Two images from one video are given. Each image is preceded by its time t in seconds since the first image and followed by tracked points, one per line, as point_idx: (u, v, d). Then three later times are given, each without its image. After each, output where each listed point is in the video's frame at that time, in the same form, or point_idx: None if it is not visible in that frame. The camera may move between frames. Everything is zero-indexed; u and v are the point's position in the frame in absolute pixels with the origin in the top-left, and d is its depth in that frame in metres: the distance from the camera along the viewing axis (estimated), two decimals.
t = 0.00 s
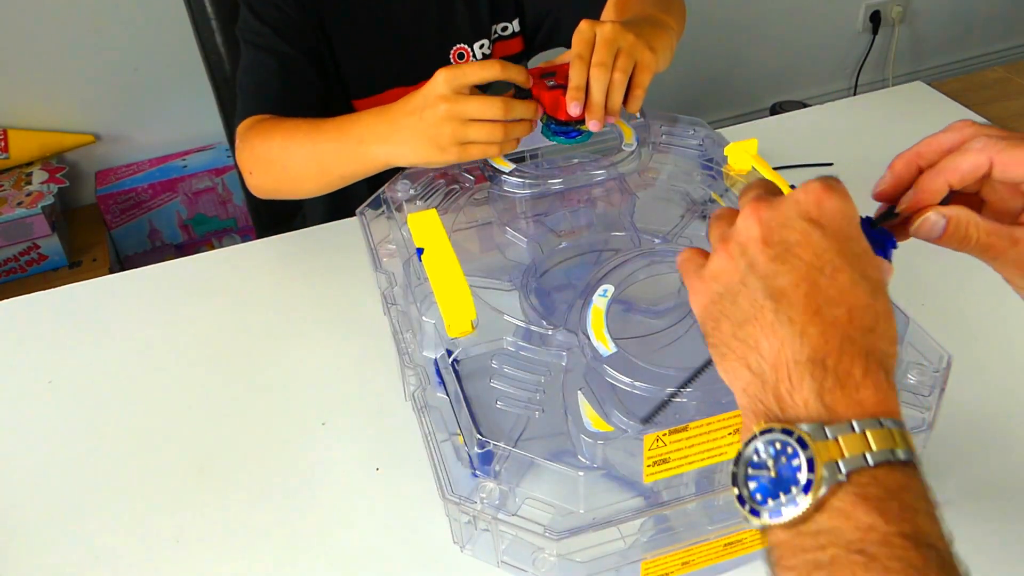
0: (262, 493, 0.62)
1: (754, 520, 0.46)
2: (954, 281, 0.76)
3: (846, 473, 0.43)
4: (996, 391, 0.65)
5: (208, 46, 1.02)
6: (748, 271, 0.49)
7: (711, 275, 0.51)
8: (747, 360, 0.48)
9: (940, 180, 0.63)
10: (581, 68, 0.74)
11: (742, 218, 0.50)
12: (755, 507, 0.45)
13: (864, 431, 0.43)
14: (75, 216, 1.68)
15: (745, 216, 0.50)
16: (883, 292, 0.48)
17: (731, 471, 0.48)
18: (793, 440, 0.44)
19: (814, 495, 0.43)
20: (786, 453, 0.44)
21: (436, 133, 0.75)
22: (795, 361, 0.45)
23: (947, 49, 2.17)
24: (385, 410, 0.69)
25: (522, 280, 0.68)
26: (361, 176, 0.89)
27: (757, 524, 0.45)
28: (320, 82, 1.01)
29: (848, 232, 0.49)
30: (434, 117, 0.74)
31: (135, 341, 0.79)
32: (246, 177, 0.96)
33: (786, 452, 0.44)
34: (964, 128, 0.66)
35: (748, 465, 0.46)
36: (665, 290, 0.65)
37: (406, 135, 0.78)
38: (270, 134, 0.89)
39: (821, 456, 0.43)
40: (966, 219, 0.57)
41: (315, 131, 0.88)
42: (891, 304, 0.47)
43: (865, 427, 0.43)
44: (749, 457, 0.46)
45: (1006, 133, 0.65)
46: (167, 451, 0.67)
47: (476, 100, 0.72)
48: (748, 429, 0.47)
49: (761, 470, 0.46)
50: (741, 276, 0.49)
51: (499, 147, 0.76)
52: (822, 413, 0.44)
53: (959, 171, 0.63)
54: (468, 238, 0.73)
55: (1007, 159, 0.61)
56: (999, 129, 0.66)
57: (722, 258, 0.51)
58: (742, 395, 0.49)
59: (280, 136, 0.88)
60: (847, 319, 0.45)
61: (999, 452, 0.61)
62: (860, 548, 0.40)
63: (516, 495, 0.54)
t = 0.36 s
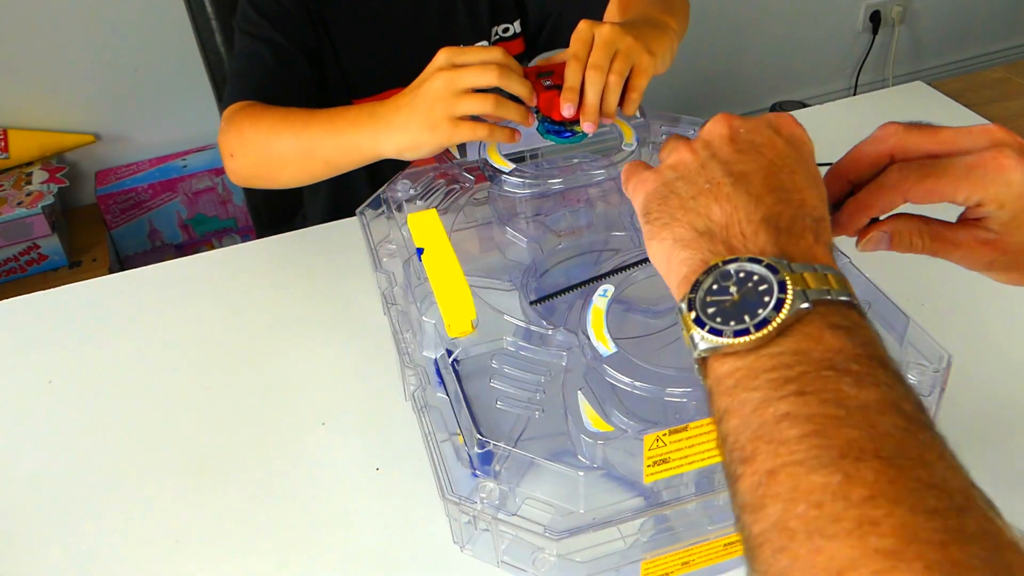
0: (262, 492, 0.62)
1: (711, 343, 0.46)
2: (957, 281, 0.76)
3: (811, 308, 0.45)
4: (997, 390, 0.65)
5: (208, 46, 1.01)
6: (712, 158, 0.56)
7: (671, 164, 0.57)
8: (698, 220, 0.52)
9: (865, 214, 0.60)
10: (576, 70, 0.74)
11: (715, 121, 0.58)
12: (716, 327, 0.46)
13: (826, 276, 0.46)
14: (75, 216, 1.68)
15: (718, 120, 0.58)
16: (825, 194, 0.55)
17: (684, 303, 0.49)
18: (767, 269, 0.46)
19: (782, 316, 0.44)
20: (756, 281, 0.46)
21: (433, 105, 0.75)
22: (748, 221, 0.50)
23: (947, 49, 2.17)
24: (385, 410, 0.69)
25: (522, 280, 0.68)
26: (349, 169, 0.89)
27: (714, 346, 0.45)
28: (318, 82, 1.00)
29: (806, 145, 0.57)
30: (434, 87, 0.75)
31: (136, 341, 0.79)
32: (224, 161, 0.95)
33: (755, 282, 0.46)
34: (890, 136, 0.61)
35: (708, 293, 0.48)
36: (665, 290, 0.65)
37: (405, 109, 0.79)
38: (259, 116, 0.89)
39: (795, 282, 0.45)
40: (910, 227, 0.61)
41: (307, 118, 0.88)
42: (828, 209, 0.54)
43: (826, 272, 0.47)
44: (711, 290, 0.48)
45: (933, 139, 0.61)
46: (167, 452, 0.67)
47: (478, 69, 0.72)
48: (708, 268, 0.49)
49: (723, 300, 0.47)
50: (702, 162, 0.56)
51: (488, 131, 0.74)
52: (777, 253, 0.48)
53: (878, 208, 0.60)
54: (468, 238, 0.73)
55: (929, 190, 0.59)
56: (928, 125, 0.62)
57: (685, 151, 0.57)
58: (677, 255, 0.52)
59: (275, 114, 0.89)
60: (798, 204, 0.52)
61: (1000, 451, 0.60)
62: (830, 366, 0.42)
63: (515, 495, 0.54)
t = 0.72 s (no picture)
0: (264, 491, 0.62)
1: (717, 304, 0.46)
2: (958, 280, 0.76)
3: (816, 277, 0.45)
4: (998, 389, 0.65)
5: (208, 47, 1.01)
6: (716, 138, 0.56)
7: (677, 142, 0.58)
8: (700, 196, 0.53)
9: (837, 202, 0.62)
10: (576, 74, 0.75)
11: (721, 104, 0.59)
12: (726, 287, 0.46)
13: (829, 252, 0.47)
14: (75, 217, 1.68)
15: (724, 103, 0.59)
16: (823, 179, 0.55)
17: (693, 263, 0.48)
18: (777, 237, 0.46)
19: (790, 281, 0.45)
20: (766, 248, 0.46)
21: (434, 101, 0.76)
22: (751, 199, 0.51)
23: (947, 49, 2.17)
24: (385, 410, 0.69)
25: (522, 280, 0.68)
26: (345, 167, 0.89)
27: (721, 305, 0.45)
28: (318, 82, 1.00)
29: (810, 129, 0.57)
30: (437, 83, 0.75)
31: (135, 341, 0.79)
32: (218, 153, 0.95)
33: (765, 249, 0.46)
34: (865, 125, 0.62)
35: (718, 257, 0.48)
36: (665, 290, 0.65)
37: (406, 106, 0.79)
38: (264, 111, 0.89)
39: (803, 251, 0.46)
40: (883, 215, 0.62)
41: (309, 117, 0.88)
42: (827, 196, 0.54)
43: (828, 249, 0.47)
44: (721, 252, 0.48)
45: (906, 127, 0.61)
46: (167, 452, 0.67)
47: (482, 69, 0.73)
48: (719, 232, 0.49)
49: (734, 261, 0.47)
50: (708, 141, 0.56)
51: (485, 133, 0.74)
52: (781, 225, 0.49)
53: (848, 195, 0.61)
54: (468, 238, 0.73)
55: (900, 179, 0.59)
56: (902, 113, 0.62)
57: (692, 131, 0.58)
58: (678, 228, 0.52)
59: (279, 109, 0.89)
60: (799, 185, 0.52)
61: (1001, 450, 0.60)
62: (833, 331, 0.42)
63: (515, 495, 0.54)
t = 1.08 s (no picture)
0: (262, 492, 0.62)
1: (698, 305, 0.46)
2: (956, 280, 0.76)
3: (794, 278, 0.45)
4: (997, 389, 0.65)
5: (208, 47, 1.01)
6: (693, 140, 0.56)
7: (654, 146, 0.58)
8: (678, 198, 0.53)
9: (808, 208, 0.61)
10: (580, 59, 0.75)
11: (697, 106, 0.59)
12: (705, 289, 0.46)
13: (808, 252, 0.47)
14: (75, 217, 1.68)
15: (700, 104, 0.59)
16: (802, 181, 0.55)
17: (674, 267, 0.48)
18: (755, 238, 0.46)
19: (768, 282, 0.45)
20: (744, 249, 0.46)
21: (425, 96, 0.76)
22: (729, 201, 0.51)
23: (947, 49, 2.17)
24: (385, 410, 0.69)
25: (522, 280, 0.68)
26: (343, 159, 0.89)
27: (702, 308, 0.46)
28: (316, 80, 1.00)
29: (788, 131, 0.57)
30: (427, 78, 0.75)
31: (135, 342, 0.79)
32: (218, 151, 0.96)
33: (744, 250, 0.46)
34: (835, 136, 0.63)
35: (698, 259, 0.48)
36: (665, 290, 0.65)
37: (400, 99, 0.79)
38: (261, 105, 0.90)
39: (780, 252, 0.46)
40: (854, 222, 0.62)
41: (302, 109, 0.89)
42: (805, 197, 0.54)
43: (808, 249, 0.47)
44: (700, 255, 0.48)
45: (878, 135, 0.62)
46: (167, 453, 0.67)
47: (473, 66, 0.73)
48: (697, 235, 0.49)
49: (713, 263, 0.47)
50: (685, 144, 0.56)
51: (473, 130, 0.75)
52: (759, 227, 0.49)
53: (819, 202, 0.61)
54: (468, 238, 0.73)
55: (872, 185, 0.58)
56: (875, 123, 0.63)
57: (669, 135, 0.58)
58: (658, 230, 0.52)
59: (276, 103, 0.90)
60: (776, 186, 0.52)
61: (999, 450, 0.61)
62: (811, 331, 0.42)
63: (514, 496, 0.54)
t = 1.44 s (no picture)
0: (262, 492, 0.62)
1: (685, 321, 0.46)
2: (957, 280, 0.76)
3: (779, 295, 0.45)
4: (996, 390, 0.65)
5: (208, 46, 1.01)
6: (680, 160, 0.56)
7: (641, 165, 0.57)
8: (664, 216, 0.53)
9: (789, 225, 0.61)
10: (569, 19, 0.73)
11: (682, 126, 0.58)
12: (692, 306, 0.46)
13: (792, 270, 0.47)
14: (75, 217, 1.68)
15: (685, 125, 0.58)
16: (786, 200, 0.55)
17: (660, 283, 0.48)
18: (741, 255, 0.47)
19: (754, 299, 0.45)
20: (731, 267, 0.46)
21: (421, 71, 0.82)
22: (715, 218, 0.51)
23: (947, 49, 2.17)
24: (386, 409, 0.69)
25: (523, 280, 0.68)
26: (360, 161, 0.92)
27: (689, 324, 0.45)
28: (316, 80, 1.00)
29: (772, 152, 0.57)
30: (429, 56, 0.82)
31: (135, 341, 0.79)
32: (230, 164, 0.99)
33: (730, 267, 0.46)
34: (813, 152, 0.63)
35: (684, 276, 0.47)
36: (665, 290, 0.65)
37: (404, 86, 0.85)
38: (274, 116, 0.93)
39: (766, 270, 0.46)
40: (835, 237, 0.61)
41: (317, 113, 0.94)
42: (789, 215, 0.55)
43: (793, 267, 0.48)
44: (687, 272, 0.47)
45: (856, 152, 0.62)
46: (167, 453, 0.67)
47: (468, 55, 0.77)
48: (684, 253, 0.49)
49: (699, 280, 0.47)
50: (672, 162, 0.56)
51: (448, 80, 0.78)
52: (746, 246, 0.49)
53: (801, 217, 0.61)
54: (468, 238, 0.73)
55: (850, 201, 0.58)
56: (852, 138, 0.63)
57: (656, 153, 0.57)
58: (645, 247, 0.52)
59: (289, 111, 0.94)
60: (761, 205, 0.52)
61: (998, 450, 0.61)
62: (796, 347, 0.42)
63: (515, 494, 0.54)
